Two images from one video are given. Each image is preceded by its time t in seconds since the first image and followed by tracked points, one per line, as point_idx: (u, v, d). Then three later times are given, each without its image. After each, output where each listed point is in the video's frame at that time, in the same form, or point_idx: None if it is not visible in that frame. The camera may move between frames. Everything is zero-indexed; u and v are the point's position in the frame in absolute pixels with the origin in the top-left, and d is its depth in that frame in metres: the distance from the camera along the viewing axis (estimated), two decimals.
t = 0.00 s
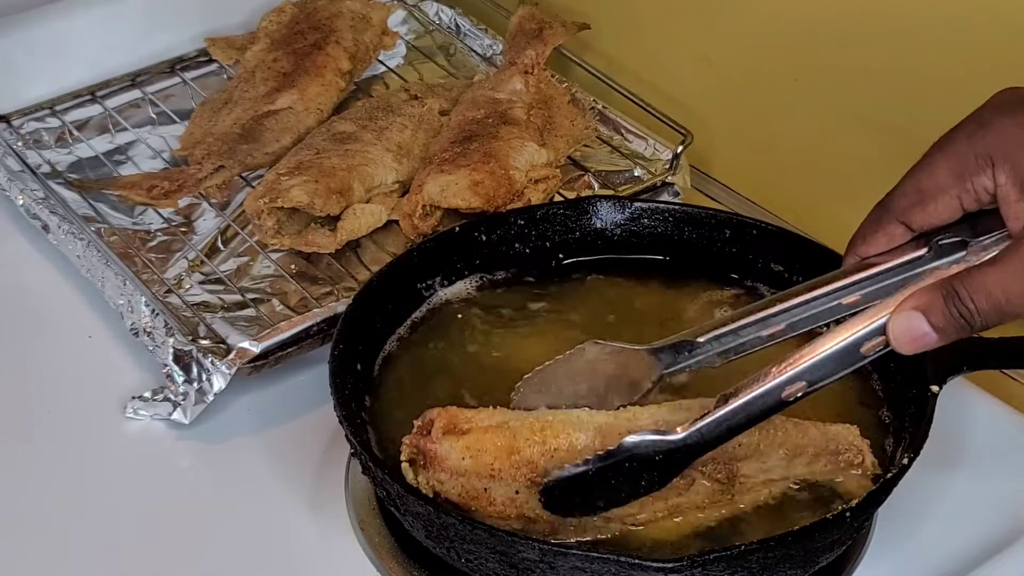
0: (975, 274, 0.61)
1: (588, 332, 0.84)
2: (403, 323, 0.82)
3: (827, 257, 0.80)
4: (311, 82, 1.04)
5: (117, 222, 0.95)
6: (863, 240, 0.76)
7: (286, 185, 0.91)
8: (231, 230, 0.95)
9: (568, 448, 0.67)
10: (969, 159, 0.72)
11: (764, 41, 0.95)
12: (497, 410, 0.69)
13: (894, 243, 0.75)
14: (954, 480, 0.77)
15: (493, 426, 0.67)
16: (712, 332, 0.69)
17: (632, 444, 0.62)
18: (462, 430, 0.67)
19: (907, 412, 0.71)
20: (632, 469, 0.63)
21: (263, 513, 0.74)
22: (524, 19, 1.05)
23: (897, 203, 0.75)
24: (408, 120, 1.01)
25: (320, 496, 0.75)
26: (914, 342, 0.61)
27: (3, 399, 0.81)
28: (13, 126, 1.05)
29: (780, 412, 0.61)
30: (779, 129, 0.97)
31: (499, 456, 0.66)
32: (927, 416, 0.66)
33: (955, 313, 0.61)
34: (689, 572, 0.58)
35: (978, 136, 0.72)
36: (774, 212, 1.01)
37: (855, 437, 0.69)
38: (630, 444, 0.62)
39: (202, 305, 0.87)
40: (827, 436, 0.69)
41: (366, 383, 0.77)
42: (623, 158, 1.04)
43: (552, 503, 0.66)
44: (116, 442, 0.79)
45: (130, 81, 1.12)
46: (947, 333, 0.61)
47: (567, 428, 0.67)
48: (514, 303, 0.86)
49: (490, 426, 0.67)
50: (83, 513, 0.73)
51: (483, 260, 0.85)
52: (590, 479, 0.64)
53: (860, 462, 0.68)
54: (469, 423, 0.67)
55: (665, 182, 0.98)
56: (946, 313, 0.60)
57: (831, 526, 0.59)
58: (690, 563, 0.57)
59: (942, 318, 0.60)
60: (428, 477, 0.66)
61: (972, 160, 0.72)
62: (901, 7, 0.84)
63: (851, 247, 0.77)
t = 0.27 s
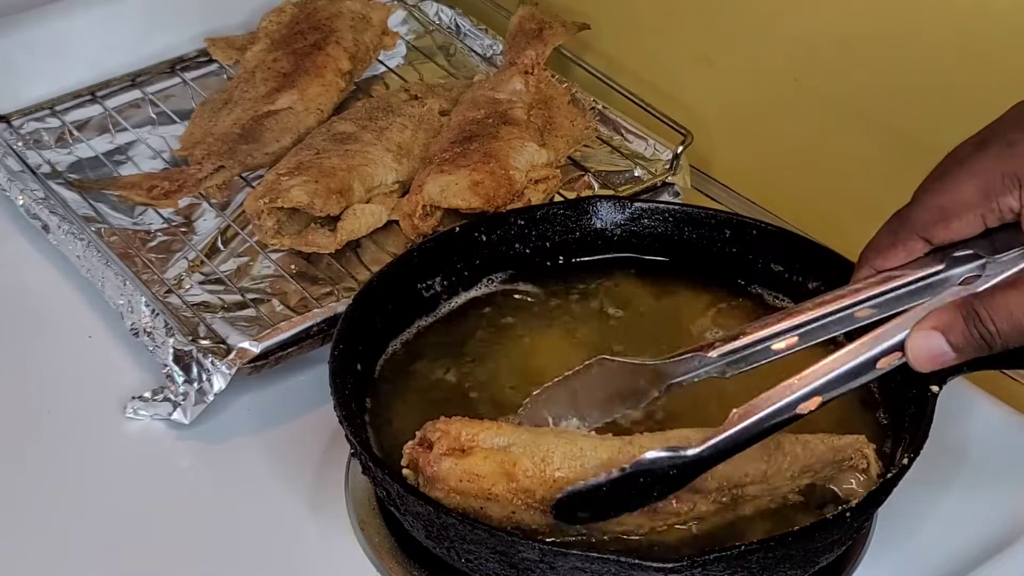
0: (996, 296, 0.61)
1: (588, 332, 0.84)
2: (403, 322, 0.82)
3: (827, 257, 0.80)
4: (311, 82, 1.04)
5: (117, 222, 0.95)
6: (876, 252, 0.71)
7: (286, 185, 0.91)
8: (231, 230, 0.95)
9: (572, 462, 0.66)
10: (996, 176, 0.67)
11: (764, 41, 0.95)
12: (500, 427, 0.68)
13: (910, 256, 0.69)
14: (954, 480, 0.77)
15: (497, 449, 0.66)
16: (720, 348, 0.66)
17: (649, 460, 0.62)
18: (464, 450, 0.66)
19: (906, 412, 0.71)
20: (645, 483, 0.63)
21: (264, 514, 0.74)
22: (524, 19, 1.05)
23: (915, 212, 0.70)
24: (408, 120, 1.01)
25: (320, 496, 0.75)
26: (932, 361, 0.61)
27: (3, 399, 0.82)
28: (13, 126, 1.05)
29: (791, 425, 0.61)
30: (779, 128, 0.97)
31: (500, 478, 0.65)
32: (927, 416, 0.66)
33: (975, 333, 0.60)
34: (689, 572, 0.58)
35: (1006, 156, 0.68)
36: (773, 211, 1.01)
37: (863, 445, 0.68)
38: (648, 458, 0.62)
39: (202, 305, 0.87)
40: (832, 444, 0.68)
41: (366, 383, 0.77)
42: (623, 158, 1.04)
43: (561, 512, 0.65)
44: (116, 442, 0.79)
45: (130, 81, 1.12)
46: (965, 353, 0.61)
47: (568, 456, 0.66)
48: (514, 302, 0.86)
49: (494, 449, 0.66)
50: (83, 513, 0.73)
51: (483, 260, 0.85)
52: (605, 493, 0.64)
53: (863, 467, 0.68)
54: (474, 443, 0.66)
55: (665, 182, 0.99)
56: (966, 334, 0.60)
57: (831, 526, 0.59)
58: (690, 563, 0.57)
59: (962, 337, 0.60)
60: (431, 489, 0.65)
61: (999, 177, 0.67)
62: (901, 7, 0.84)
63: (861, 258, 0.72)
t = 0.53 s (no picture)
0: (986, 324, 0.60)
1: (588, 332, 0.84)
2: (403, 322, 0.82)
3: (827, 256, 0.80)
4: (311, 82, 1.04)
5: (117, 222, 0.95)
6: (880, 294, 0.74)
7: (286, 185, 0.91)
8: (231, 230, 0.95)
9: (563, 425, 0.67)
10: (981, 212, 0.70)
11: (764, 40, 0.95)
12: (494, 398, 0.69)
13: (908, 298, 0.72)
14: (953, 479, 0.77)
15: (489, 416, 0.67)
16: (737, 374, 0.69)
17: (640, 479, 0.63)
18: (456, 418, 0.67)
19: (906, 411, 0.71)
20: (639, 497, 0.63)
21: (263, 514, 0.74)
22: (524, 19, 1.05)
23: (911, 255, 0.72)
24: (408, 120, 1.01)
25: (320, 497, 0.75)
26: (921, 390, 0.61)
27: (3, 399, 0.82)
28: (13, 126, 1.05)
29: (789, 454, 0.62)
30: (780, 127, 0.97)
31: (491, 442, 0.66)
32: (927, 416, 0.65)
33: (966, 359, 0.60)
34: (689, 572, 0.58)
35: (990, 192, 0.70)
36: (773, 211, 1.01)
37: (855, 439, 0.69)
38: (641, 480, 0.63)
39: (202, 305, 0.87)
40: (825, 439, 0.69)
41: (366, 383, 0.77)
42: (623, 158, 1.04)
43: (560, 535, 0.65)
44: (116, 442, 0.79)
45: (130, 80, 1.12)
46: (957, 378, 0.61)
47: (563, 412, 0.68)
48: (513, 301, 0.86)
49: (486, 416, 0.67)
50: (82, 513, 0.73)
51: (483, 260, 0.85)
52: (604, 512, 0.64)
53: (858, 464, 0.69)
54: (468, 412, 0.67)
55: (665, 182, 0.99)
56: (954, 361, 0.60)
57: (831, 526, 0.59)
58: (690, 563, 0.57)
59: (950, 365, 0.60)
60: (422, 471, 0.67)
61: (984, 213, 0.69)
62: (901, 7, 0.84)
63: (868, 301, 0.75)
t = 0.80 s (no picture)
0: (955, 307, 0.61)
1: (588, 332, 0.84)
2: (402, 322, 0.82)
3: (827, 257, 0.80)
4: (311, 82, 1.04)
5: (117, 222, 0.95)
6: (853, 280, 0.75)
7: (286, 185, 0.91)
8: (231, 230, 0.95)
9: (550, 425, 0.67)
10: (952, 200, 0.71)
11: (765, 40, 0.95)
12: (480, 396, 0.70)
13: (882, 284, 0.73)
14: (953, 479, 0.77)
15: (475, 412, 0.68)
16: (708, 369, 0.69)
17: (613, 455, 0.64)
18: (444, 415, 0.67)
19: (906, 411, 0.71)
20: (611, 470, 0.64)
21: (263, 514, 0.74)
22: (524, 19, 1.05)
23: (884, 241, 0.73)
24: (408, 120, 1.01)
25: (320, 497, 0.75)
26: (889, 369, 0.61)
27: (3, 399, 0.82)
28: (13, 126, 1.06)
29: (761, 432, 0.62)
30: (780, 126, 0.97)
31: (476, 438, 0.66)
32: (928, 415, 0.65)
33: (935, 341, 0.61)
34: (689, 571, 0.58)
35: (961, 178, 0.71)
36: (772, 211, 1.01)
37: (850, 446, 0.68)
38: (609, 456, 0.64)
39: (201, 305, 0.87)
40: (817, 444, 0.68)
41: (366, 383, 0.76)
42: (623, 158, 1.04)
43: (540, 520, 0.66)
44: (116, 442, 0.79)
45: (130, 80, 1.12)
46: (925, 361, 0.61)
47: (547, 409, 0.68)
48: (513, 301, 0.86)
49: (473, 413, 0.68)
50: (82, 513, 0.73)
51: (483, 260, 0.85)
52: (575, 488, 0.65)
53: (851, 472, 0.68)
54: (456, 410, 0.68)
55: (665, 182, 0.99)
56: (922, 343, 0.61)
57: (831, 526, 0.59)
58: (690, 563, 0.57)
59: (919, 345, 0.61)
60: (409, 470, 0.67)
61: (955, 200, 0.71)
62: (901, 7, 0.84)
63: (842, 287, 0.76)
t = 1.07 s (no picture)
0: (950, 281, 0.60)
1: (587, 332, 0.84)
2: (402, 322, 0.82)
3: (827, 256, 0.80)
4: (311, 82, 1.04)
5: (117, 222, 0.95)
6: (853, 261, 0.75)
7: (286, 185, 0.91)
8: (231, 230, 0.95)
9: (548, 404, 0.67)
10: (954, 179, 0.72)
11: (765, 40, 0.95)
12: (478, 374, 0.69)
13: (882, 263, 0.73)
14: (953, 479, 0.77)
15: (474, 390, 0.68)
16: (711, 351, 0.69)
17: (609, 423, 0.65)
18: (444, 392, 0.67)
19: (907, 411, 0.71)
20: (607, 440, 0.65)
21: (263, 514, 0.74)
22: (524, 19, 1.05)
23: (885, 220, 0.74)
24: (408, 120, 1.01)
25: (320, 497, 0.75)
26: (886, 342, 0.60)
27: (3, 399, 0.82)
28: (13, 126, 1.06)
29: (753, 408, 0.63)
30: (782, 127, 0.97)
31: (472, 417, 0.66)
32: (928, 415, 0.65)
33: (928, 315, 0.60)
34: (689, 571, 0.58)
35: (962, 160, 0.72)
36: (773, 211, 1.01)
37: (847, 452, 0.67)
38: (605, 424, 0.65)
39: (202, 305, 0.87)
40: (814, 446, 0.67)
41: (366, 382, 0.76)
42: (623, 158, 1.04)
43: (531, 486, 0.67)
44: (116, 442, 0.79)
45: (130, 81, 1.12)
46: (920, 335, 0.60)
47: (547, 386, 0.68)
48: (513, 301, 0.86)
49: (471, 391, 0.68)
50: (81, 513, 0.73)
51: (483, 260, 0.85)
52: (569, 456, 0.66)
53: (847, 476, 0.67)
54: (454, 388, 0.68)
55: (665, 182, 0.99)
56: (918, 317, 0.60)
57: (831, 526, 0.59)
58: (690, 563, 0.57)
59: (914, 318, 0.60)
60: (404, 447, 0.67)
61: (957, 178, 0.71)
62: (902, 7, 0.84)
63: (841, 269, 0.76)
